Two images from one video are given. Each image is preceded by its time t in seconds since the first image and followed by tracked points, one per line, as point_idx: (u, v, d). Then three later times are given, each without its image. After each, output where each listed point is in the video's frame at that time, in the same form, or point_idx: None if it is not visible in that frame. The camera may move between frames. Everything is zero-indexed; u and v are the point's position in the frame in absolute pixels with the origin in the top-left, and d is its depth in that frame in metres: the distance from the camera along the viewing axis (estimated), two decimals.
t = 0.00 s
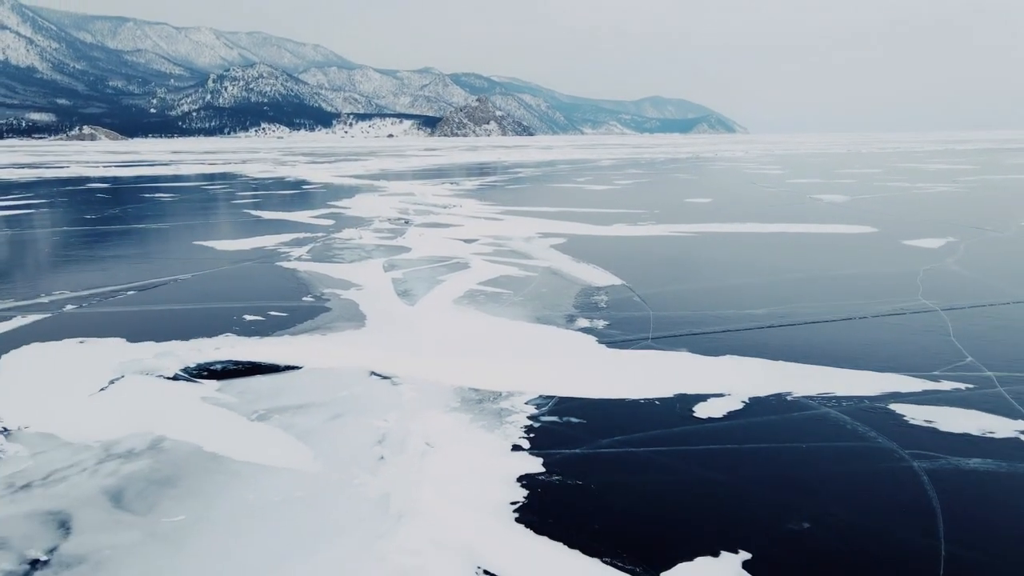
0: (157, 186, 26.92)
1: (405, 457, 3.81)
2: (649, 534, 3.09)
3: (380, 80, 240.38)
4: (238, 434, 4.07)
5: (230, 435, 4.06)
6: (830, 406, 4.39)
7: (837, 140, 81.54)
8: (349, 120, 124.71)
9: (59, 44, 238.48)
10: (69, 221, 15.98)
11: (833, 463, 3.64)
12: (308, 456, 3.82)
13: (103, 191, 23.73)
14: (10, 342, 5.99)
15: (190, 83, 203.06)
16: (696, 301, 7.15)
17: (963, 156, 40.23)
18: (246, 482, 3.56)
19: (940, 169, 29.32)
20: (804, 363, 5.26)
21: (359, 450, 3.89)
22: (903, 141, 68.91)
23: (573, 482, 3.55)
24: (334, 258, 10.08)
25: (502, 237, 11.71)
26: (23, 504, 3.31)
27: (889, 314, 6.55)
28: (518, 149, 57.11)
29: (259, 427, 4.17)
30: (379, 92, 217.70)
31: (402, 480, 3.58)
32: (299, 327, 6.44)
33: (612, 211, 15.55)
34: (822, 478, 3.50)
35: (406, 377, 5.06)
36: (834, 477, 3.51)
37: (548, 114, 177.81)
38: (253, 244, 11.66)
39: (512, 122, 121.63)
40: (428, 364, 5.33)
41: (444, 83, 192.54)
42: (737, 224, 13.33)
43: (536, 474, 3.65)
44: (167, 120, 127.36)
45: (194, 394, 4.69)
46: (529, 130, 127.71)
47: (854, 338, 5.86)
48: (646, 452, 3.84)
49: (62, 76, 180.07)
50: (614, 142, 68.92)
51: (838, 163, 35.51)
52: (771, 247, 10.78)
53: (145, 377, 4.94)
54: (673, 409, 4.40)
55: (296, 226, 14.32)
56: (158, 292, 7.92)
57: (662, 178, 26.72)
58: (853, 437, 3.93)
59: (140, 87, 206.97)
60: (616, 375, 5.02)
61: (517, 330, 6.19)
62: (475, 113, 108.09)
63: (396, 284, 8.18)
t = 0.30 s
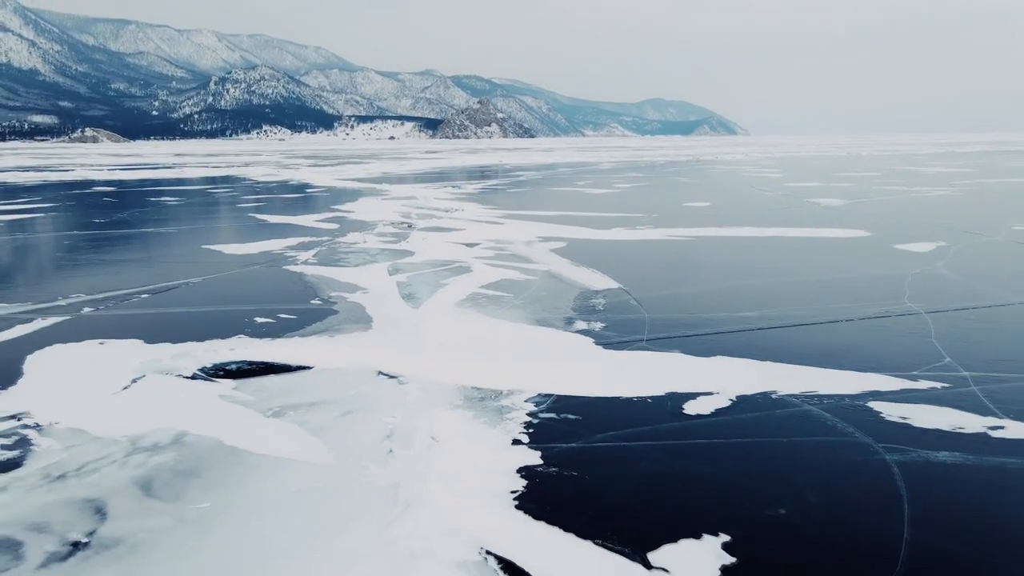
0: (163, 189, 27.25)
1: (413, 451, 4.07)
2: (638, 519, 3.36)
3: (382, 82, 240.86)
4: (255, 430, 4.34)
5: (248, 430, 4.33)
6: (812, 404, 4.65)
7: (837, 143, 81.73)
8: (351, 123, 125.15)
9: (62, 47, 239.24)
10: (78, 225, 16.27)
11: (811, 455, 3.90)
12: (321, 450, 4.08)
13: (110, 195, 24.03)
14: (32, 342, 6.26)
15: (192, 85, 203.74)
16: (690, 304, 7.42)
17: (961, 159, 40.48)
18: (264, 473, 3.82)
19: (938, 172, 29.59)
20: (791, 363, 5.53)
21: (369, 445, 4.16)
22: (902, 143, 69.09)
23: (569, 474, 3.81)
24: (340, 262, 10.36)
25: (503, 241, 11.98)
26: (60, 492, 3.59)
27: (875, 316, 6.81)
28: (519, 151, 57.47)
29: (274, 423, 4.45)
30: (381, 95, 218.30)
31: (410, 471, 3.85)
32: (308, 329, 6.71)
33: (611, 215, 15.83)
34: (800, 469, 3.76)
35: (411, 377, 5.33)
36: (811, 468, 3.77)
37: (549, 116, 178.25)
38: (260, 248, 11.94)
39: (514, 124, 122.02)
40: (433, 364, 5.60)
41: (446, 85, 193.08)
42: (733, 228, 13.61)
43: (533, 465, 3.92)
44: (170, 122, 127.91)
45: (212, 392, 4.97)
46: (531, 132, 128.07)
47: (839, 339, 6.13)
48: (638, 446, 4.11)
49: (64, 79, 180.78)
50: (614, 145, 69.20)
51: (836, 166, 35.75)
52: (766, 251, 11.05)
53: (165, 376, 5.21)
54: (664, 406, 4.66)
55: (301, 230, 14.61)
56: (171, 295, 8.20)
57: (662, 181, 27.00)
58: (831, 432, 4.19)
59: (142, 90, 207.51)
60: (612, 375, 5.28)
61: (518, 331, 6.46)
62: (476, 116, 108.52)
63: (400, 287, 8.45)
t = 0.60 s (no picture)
0: (167, 193, 27.52)
1: (419, 445, 4.33)
2: (630, 509, 3.60)
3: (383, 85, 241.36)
4: (270, 426, 4.60)
5: (263, 426, 4.59)
6: (796, 401, 4.91)
7: (836, 146, 81.95)
8: (352, 125, 125.53)
9: (64, 49, 239.86)
10: (87, 229, 16.55)
11: (792, 449, 4.16)
12: (334, 445, 4.34)
13: (115, 199, 24.32)
14: (52, 343, 6.52)
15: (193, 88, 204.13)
16: (684, 306, 7.67)
17: (960, 162, 40.70)
18: (280, 467, 4.08)
19: (935, 176, 29.79)
20: (779, 363, 5.78)
21: (378, 440, 4.41)
22: (902, 146, 69.41)
23: (565, 467, 4.07)
24: (344, 265, 10.62)
25: (503, 245, 12.23)
26: (91, 483, 3.84)
27: (862, 318, 7.06)
28: (519, 154, 57.74)
29: (287, 420, 4.70)
30: (382, 97, 218.98)
31: (416, 465, 4.10)
32: (316, 331, 6.97)
33: (611, 219, 16.08)
34: (781, 462, 4.02)
35: (416, 376, 5.58)
36: (791, 461, 4.03)
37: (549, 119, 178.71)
38: (266, 252, 12.20)
39: (515, 127, 122.28)
40: (436, 364, 5.85)
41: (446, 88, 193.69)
42: (730, 232, 13.85)
43: (532, 458, 4.17)
44: (172, 124, 128.26)
45: (228, 391, 5.23)
46: (532, 135, 128.31)
47: (826, 341, 6.37)
48: (630, 441, 4.36)
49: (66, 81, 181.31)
50: (614, 147, 69.43)
51: (835, 170, 36.01)
52: (760, 255, 11.28)
53: (182, 376, 5.47)
54: (656, 404, 4.92)
55: (306, 234, 14.87)
56: (182, 298, 8.46)
57: (661, 184, 27.23)
58: (812, 428, 4.44)
59: (144, 92, 207.97)
60: (608, 375, 5.54)
61: (518, 333, 6.71)
62: (477, 118, 108.90)
63: (404, 290, 8.70)
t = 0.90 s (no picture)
0: (172, 196, 27.80)
1: (424, 441, 4.59)
2: (622, 499, 3.87)
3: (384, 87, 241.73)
4: (284, 423, 4.87)
5: (277, 423, 4.86)
6: (781, 400, 5.18)
7: (836, 149, 81.99)
8: (353, 128, 125.94)
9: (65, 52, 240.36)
10: (94, 233, 16.82)
11: (775, 444, 4.43)
12: (344, 441, 4.60)
13: (119, 203, 24.60)
14: (71, 345, 6.79)
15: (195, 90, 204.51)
16: (679, 309, 7.94)
17: (956, 166, 40.92)
18: (294, 460, 4.35)
19: (932, 179, 30.05)
20: (767, 364, 6.05)
21: (386, 436, 4.68)
22: (901, 150, 69.73)
23: (562, 461, 4.33)
24: (349, 269, 10.88)
25: (504, 249, 12.50)
26: (118, 475, 4.11)
27: (850, 321, 7.33)
28: (520, 157, 58.02)
29: (299, 417, 4.97)
30: (383, 99, 219.62)
31: (422, 459, 4.36)
32: (323, 333, 7.24)
33: (609, 223, 16.34)
34: (764, 456, 4.29)
35: (421, 376, 5.85)
36: (774, 455, 4.29)
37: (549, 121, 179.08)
38: (272, 256, 12.48)
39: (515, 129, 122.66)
40: (440, 365, 6.12)
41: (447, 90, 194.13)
42: (726, 236, 14.11)
43: (530, 452, 4.44)
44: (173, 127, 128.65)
45: (242, 390, 5.50)
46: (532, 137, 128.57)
47: (814, 343, 6.64)
48: (623, 437, 4.63)
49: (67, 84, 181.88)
50: (615, 151, 69.68)
51: (833, 173, 36.25)
52: (755, 259, 11.55)
53: (198, 377, 5.75)
54: (648, 402, 5.19)
55: (310, 238, 15.15)
56: (193, 301, 8.73)
57: (660, 188, 27.49)
58: (795, 425, 4.71)
59: (145, 95, 208.45)
60: (604, 375, 5.81)
61: (518, 335, 6.98)
62: (478, 121, 109.27)
63: (407, 294, 8.97)
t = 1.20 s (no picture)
0: (176, 201, 28.12)
1: (430, 437, 4.90)
2: (613, 489, 4.17)
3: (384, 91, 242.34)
4: (298, 420, 5.19)
5: (291, 421, 5.18)
6: (766, 399, 5.49)
7: (833, 153, 82.76)
8: (354, 132, 126.54)
9: (67, 56, 241.08)
10: (103, 238, 17.14)
11: (756, 440, 4.74)
12: (355, 437, 4.92)
13: (126, 207, 24.93)
14: (91, 347, 7.10)
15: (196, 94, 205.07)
16: (672, 313, 8.25)
17: (951, 170, 41.36)
18: (309, 455, 4.66)
19: (927, 184, 30.41)
20: (755, 365, 6.36)
21: (394, 433, 4.98)
22: (901, 154, 69.97)
23: (558, 455, 4.64)
24: (354, 274, 11.20)
25: (505, 254, 12.81)
26: (146, 468, 4.42)
27: (836, 324, 7.64)
28: (520, 160, 58.40)
29: (313, 415, 5.29)
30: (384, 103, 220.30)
31: (427, 454, 4.67)
32: (331, 336, 7.55)
33: (608, 228, 16.67)
34: (746, 451, 4.59)
35: (426, 377, 6.17)
36: (756, 450, 4.59)
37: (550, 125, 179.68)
38: (278, 261, 12.79)
39: (515, 133, 123.21)
40: (443, 366, 6.43)
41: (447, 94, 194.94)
42: (721, 241, 14.43)
43: (529, 447, 4.76)
44: (174, 131, 129.14)
45: (257, 390, 5.82)
46: (532, 140, 129.08)
47: (801, 345, 6.95)
48: (615, 434, 4.93)
49: (68, 88, 182.54)
50: (615, 155, 70.00)
51: (831, 177, 36.57)
52: (748, 264, 11.87)
53: (215, 377, 6.06)
54: (641, 401, 5.50)
55: (315, 243, 15.47)
56: (204, 305, 9.05)
57: (659, 192, 27.81)
58: (777, 423, 5.02)
59: (147, 99, 209.02)
60: (599, 376, 6.13)
61: (518, 338, 7.29)
62: (478, 124, 110.19)
63: (411, 298, 9.29)
